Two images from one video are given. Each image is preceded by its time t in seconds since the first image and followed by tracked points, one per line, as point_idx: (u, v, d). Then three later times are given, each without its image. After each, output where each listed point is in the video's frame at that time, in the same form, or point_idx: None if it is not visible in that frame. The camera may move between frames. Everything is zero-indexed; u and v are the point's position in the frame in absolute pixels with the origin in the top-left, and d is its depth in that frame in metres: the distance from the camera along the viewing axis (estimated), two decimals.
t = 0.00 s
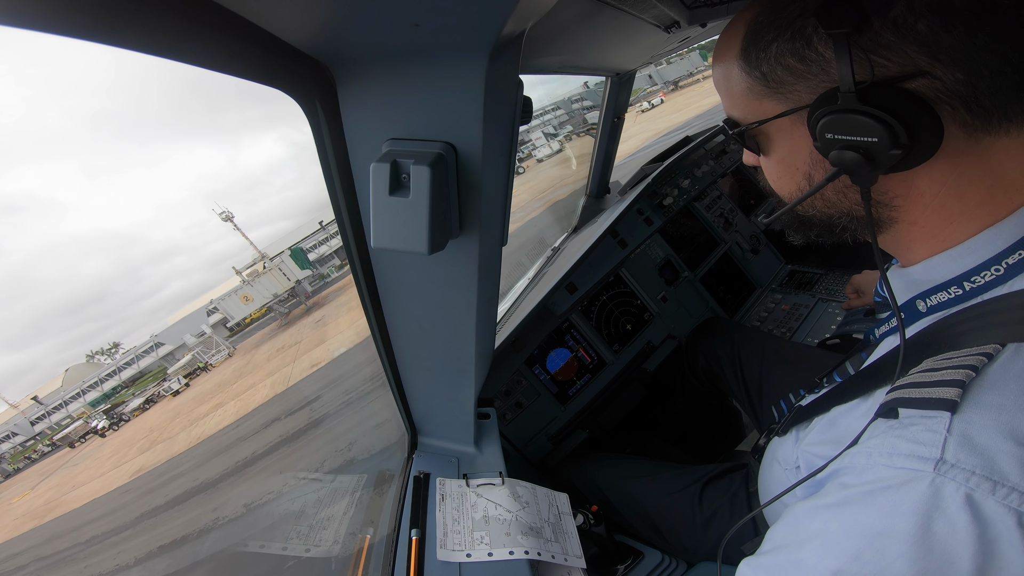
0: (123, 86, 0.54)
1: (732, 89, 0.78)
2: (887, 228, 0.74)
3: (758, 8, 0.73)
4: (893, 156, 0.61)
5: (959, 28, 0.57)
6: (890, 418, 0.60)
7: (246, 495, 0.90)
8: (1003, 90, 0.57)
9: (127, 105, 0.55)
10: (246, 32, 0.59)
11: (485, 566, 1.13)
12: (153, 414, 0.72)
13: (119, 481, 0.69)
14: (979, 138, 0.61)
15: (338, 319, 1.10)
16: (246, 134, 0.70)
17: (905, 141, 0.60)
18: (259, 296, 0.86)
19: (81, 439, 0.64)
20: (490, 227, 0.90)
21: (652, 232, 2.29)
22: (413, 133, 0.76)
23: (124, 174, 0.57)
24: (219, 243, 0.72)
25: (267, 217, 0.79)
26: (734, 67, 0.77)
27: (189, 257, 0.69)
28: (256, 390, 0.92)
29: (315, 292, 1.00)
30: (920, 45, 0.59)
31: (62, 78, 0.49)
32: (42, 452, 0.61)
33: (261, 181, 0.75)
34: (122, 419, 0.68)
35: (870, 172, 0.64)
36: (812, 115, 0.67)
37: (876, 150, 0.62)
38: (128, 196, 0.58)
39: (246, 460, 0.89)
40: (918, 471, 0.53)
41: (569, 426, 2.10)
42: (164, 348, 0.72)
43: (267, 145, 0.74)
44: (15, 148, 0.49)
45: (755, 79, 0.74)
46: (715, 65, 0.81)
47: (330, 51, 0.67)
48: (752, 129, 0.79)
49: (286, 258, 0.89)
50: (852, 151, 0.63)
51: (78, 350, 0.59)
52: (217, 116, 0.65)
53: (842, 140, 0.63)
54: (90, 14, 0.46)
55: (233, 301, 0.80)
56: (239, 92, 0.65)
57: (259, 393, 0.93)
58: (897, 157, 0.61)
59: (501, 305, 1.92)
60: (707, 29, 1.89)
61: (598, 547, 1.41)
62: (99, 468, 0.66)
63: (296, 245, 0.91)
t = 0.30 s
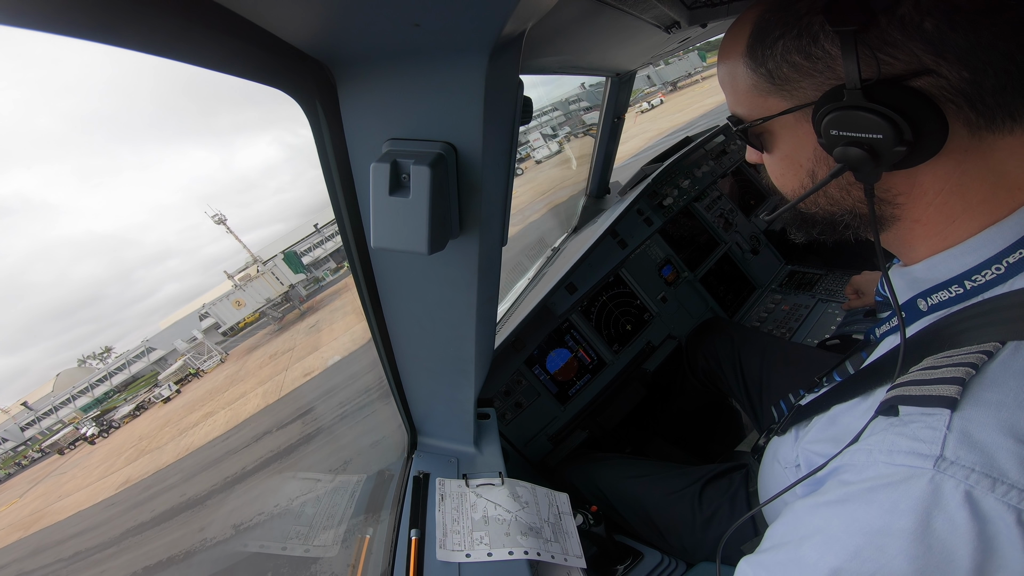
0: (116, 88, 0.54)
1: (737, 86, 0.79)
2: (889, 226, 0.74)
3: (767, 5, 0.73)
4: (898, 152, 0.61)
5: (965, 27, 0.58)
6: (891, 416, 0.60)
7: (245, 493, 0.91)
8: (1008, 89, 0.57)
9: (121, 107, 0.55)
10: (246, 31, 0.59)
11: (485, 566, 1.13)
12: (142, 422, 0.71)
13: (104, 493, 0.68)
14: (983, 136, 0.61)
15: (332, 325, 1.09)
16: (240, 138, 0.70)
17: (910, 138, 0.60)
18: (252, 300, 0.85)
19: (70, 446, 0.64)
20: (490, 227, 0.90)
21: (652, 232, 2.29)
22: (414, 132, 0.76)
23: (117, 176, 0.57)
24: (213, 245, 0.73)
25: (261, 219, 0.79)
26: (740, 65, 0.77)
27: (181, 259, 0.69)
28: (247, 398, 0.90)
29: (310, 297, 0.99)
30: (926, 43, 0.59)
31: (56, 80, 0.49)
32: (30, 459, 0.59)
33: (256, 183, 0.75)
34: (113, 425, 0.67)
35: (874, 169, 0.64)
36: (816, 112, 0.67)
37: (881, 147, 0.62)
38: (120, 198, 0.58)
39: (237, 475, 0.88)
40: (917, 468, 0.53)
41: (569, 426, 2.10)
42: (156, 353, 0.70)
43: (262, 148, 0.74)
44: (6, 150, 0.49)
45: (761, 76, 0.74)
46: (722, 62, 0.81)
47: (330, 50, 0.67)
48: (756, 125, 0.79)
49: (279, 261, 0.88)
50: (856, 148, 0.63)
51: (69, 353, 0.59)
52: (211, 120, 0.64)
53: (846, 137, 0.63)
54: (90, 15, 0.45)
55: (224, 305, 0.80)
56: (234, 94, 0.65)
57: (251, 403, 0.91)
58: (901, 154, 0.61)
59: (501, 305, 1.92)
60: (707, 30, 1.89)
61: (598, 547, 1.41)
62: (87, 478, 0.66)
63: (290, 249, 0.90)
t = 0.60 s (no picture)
0: (109, 90, 0.54)
1: (736, 86, 0.79)
2: (888, 227, 0.74)
3: (767, 3, 0.73)
4: (900, 153, 0.61)
5: (968, 27, 0.57)
6: (889, 417, 0.60)
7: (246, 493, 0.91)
8: (1010, 91, 0.57)
9: (114, 109, 0.55)
10: (246, 32, 0.59)
11: (485, 566, 1.13)
12: (135, 429, 0.71)
13: (92, 502, 0.67)
14: (984, 137, 0.61)
15: (329, 327, 1.09)
16: (236, 140, 0.70)
17: (912, 139, 0.60)
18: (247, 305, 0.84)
19: (62, 452, 0.62)
20: (490, 227, 0.90)
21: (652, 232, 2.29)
22: (414, 132, 0.76)
23: (112, 180, 0.57)
24: (209, 248, 0.72)
25: (258, 221, 0.79)
26: (740, 64, 0.77)
27: (177, 263, 0.69)
28: (239, 408, 0.88)
29: (305, 301, 0.98)
30: (929, 43, 0.59)
31: (51, 82, 0.49)
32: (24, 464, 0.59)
33: (252, 186, 0.75)
34: (104, 432, 0.67)
35: (876, 170, 0.64)
36: (817, 112, 0.67)
37: (883, 148, 0.62)
38: (115, 201, 0.58)
39: (228, 491, 0.87)
40: (915, 470, 0.53)
41: (568, 426, 2.10)
42: (149, 359, 0.69)
43: (257, 150, 0.73)
44: None
45: (761, 75, 0.74)
46: (721, 61, 0.81)
47: (330, 50, 0.67)
48: (756, 125, 0.79)
49: (274, 265, 0.87)
50: (857, 149, 0.63)
51: (64, 357, 0.59)
52: (205, 121, 0.64)
53: (848, 138, 0.63)
54: (91, 14, 0.45)
55: (217, 310, 0.79)
56: (230, 95, 0.65)
57: (242, 413, 0.89)
58: (903, 155, 0.61)
59: (501, 305, 1.92)
60: (707, 30, 1.89)
61: (598, 547, 1.41)
62: (76, 487, 0.65)
63: (285, 252, 0.89)
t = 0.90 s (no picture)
0: (105, 93, 0.54)
1: (737, 85, 0.79)
2: (888, 225, 0.74)
3: (768, 3, 0.73)
4: (898, 153, 0.61)
5: (968, 27, 0.57)
6: (889, 414, 0.60)
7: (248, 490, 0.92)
8: (1010, 90, 0.57)
9: (109, 112, 0.55)
10: (247, 32, 0.59)
11: (485, 566, 1.13)
12: (126, 435, 0.70)
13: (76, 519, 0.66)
14: (983, 137, 0.61)
15: (329, 326, 1.09)
16: (233, 142, 0.70)
17: (911, 139, 0.60)
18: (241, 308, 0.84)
19: (54, 458, 0.63)
20: (491, 226, 0.90)
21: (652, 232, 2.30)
22: (413, 132, 0.76)
23: (108, 182, 0.57)
24: (207, 250, 0.72)
25: (253, 223, 0.78)
26: (741, 64, 0.77)
27: (174, 264, 0.69)
28: (233, 417, 0.88)
29: (302, 304, 0.98)
30: (928, 43, 0.59)
31: (47, 85, 0.49)
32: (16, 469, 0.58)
33: (248, 188, 0.75)
34: (96, 438, 0.67)
35: (875, 168, 0.64)
36: (817, 111, 0.67)
37: (882, 147, 0.62)
38: (112, 201, 0.58)
39: (216, 509, 0.85)
40: (913, 467, 0.53)
41: (568, 426, 2.10)
42: (143, 362, 0.70)
43: (253, 151, 0.73)
44: None
45: (762, 75, 0.74)
46: (722, 60, 0.81)
47: (329, 50, 0.67)
48: (756, 124, 0.79)
49: (269, 268, 0.87)
50: (856, 148, 0.63)
51: (60, 361, 0.58)
52: (202, 123, 0.64)
53: (847, 137, 0.63)
54: (91, 14, 0.45)
55: (212, 313, 0.78)
56: (226, 97, 0.66)
57: (236, 422, 0.89)
58: (902, 155, 0.61)
59: (501, 305, 1.92)
60: (707, 30, 1.89)
61: (598, 547, 1.41)
62: (65, 496, 0.65)
63: (281, 254, 0.88)
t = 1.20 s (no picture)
0: (102, 94, 0.54)
1: (741, 83, 0.79)
2: (889, 225, 0.74)
3: (773, 2, 0.73)
4: (902, 152, 0.61)
5: (975, 29, 0.58)
6: (891, 416, 0.60)
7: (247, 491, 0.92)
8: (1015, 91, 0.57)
9: (107, 113, 0.55)
10: (247, 32, 0.59)
11: (486, 566, 1.13)
12: (120, 440, 0.70)
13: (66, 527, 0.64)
14: (986, 138, 0.61)
15: (329, 327, 1.09)
16: (230, 143, 0.70)
17: (914, 138, 0.60)
18: (236, 311, 0.83)
19: (46, 462, 0.62)
20: (491, 227, 0.90)
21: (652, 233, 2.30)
22: (414, 132, 0.76)
23: (105, 184, 0.57)
24: (204, 251, 0.72)
25: (250, 225, 0.78)
26: (746, 62, 0.77)
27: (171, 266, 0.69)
28: (228, 425, 0.88)
29: (299, 305, 0.98)
30: (936, 43, 0.59)
31: (44, 85, 0.49)
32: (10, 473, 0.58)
33: (245, 189, 0.74)
34: (89, 442, 0.67)
35: (877, 168, 0.64)
36: (821, 110, 0.67)
37: (885, 147, 0.62)
38: (110, 203, 0.58)
39: (208, 526, 0.84)
40: (917, 469, 0.53)
41: (569, 427, 2.10)
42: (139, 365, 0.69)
43: (251, 152, 0.73)
44: None
45: (766, 73, 0.74)
46: (727, 59, 0.81)
47: (329, 50, 0.67)
48: (759, 122, 0.79)
49: (266, 269, 0.86)
50: (860, 147, 0.63)
51: (55, 363, 0.58)
52: (200, 124, 0.64)
53: (851, 136, 0.63)
54: (91, 14, 0.45)
55: (207, 316, 0.78)
56: (224, 99, 0.66)
57: (231, 430, 0.88)
58: (904, 154, 0.61)
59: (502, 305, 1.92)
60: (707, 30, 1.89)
61: (598, 547, 1.41)
62: (55, 503, 0.63)
63: (278, 255, 0.88)
